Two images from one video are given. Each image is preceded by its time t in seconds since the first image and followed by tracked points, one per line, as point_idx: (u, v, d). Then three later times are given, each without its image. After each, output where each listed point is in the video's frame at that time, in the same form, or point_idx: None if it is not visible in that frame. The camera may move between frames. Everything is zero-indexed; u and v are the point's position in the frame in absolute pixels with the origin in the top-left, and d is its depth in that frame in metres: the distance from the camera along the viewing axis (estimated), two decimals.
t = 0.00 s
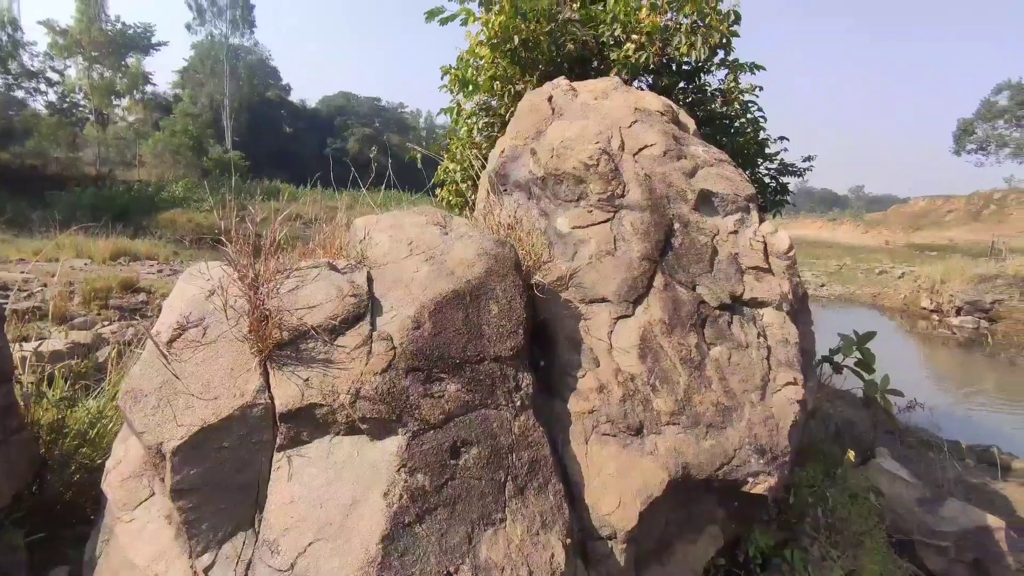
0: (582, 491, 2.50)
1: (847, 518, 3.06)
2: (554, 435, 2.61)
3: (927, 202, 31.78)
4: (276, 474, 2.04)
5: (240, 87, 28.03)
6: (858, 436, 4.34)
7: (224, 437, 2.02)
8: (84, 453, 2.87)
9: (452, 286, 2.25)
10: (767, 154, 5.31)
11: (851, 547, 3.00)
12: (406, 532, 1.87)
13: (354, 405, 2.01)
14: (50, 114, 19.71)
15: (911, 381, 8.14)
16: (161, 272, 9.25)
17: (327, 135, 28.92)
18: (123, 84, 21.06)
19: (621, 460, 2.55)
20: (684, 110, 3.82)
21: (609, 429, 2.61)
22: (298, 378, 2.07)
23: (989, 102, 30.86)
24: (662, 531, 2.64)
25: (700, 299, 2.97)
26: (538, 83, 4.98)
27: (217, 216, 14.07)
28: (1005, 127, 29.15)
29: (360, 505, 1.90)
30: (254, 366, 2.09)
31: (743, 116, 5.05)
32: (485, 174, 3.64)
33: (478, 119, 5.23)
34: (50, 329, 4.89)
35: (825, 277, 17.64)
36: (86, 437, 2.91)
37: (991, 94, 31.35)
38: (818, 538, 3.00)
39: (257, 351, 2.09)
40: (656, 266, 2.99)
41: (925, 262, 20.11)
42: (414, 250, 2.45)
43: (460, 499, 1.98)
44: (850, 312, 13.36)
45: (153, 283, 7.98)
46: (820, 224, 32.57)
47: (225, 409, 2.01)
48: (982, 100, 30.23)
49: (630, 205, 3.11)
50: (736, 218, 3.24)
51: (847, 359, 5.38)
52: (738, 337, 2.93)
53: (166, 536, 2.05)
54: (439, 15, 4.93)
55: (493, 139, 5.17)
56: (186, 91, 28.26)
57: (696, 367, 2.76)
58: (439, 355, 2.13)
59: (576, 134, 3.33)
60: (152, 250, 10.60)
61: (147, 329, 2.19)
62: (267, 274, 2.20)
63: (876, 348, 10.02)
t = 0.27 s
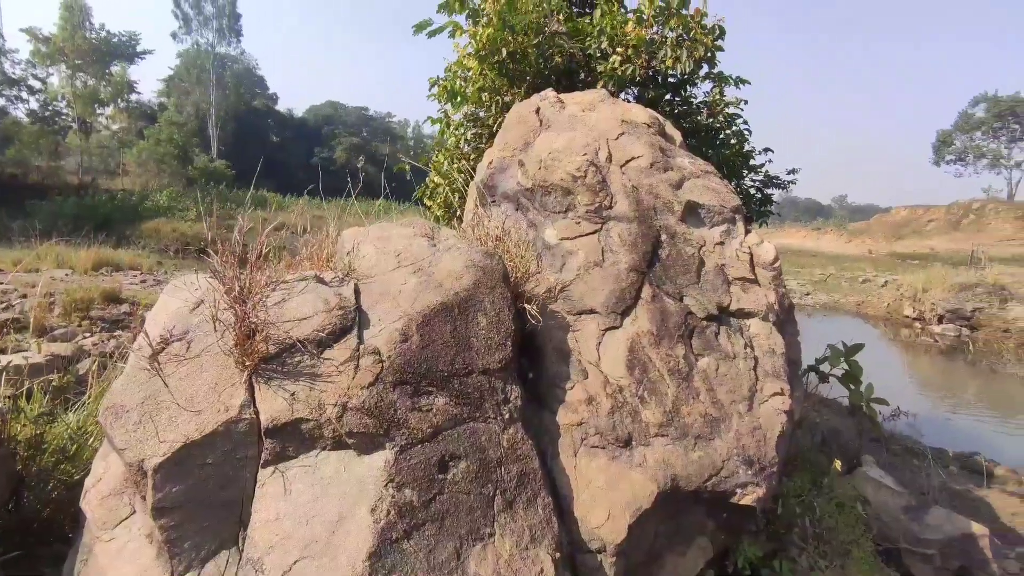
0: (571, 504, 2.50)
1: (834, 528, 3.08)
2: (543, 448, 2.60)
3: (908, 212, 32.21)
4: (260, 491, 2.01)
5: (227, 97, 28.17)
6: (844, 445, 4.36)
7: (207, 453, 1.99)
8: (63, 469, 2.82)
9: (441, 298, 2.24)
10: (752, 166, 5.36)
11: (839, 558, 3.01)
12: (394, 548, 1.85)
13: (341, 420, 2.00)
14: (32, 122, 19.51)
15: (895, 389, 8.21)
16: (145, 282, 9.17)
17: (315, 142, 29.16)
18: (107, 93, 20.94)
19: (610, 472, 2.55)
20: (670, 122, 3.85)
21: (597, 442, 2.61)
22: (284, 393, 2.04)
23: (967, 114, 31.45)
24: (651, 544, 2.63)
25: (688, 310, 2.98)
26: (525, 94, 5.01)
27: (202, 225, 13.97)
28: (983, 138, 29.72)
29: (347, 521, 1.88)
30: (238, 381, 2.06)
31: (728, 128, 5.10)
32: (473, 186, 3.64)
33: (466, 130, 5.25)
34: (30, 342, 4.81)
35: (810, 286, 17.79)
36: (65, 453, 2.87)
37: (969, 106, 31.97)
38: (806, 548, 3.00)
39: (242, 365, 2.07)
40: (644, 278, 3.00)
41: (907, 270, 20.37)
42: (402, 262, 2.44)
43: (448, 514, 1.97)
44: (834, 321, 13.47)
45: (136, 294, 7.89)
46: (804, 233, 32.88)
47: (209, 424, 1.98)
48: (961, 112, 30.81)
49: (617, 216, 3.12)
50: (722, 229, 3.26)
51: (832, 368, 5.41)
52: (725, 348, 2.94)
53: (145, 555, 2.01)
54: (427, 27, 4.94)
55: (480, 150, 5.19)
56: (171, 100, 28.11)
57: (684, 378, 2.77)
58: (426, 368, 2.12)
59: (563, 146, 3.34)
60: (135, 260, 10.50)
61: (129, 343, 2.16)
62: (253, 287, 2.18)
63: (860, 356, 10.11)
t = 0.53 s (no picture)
0: (561, 514, 2.49)
1: (821, 535, 3.09)
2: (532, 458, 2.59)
3: (890, 220, 32.63)
4: (244, 505, 1.98)
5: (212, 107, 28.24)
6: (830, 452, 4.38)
7: (190, 467, 1.96)
8: (40, 483, 2.76)
9: (429, 308, 2.23)
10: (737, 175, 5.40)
11: (827, 565, 3.01)
12: (381, 563, 1.83)
13: (327, 432, 1.97)
14: (13, 129, 19.28)
15: (879, 395, 8.27)
16: (126, 291, 9.04)
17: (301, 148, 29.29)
18: (89, 99, 20.74)
19: (599, 482, 2.54)
20: (656, 132, 3.88)
21: (586, 451, 2.60)
22: (270, 406, 2.02)
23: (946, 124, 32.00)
24: (640, 553, 2.62)
25: (675, 319, 2.99)
26: (513, 104, 5.02)
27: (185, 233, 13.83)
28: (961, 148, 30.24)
29: (333, 534, 1.86)
30: (222, 393, 2.04)
31: (713, 137, 5.14)
32: (461, 196, 3.63)
33: (453, 139, 5.25)
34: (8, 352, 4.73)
35: (794, 293, 17.93)
36: (42, 466, 2.79)
37: (947, 116, 32.53)
38: (794, 556, 3.00)
39: (226, 378, 2.04)
40: (631, 287, 3.00)
41: (888, 278, 20.62)
42: (390, 272, 2.43)
43: (436, 527, 1.95)
44: (819, 327, 13.58)
45: (117, 303, 7.80)
46: (788, 241, 33.17)
47: (192, 438, 1.96)
48: (939, 123, 31.35)
49: (605, 225, 3.13)
50: (708, 238, 3.28)
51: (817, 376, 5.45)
52: (713, 356, 2.95)
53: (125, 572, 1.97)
54: (414, 35, 4.94)
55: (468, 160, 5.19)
56: (156, 107, 27.89)
57: (672, 387, 2.77)
58: (414, 379, 2.10)
59: (551, 156, 3.35)
60: (117, 269, 10.37)
61: (111, 355, 2.13)
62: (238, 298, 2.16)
63: (844, 362, 10.19)
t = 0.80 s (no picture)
0: (546, 525, 2.48)
1: (805, 541, 3.10)
2: (516, 468, 2.58)
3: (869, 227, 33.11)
4: (223, 518, 1.95)
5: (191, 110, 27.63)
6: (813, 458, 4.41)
7: (166, 481, 1.92)
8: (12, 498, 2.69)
9: (413, 317, 2.22)
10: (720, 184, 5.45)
11: (811, 571, 3.03)
12: None
13: (308, 444, 1.95)
14: None
15: (861, 401, 8.35)
16: (105, 300, 8.91)
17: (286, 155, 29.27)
18: (68, 105, 20.46)
19: (584, 491, 2.53)
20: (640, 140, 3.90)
21: (571, 461, 2.59)
22: (249, 417, 1.99)
23: (922, 134, 32.60)
24: (626, 563, 2.61)
25: (659, 327, 2.99)
26: (497, 112, 5.03)
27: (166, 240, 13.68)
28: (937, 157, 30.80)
29: (314, 548, 1.83)
30: (200, 405, 2.01)
31: (697, 146, 5.18)
32: (446, 204, 3.62)
33: (438, 147, 5.25)
34: None
35: (777, 299, 18.11)
36: (14, 481, 2.73)
37: (924, 126, 33.14)
38: (778, 562, 3.01)
39: (205, 389, 2.01)
40: (616, 295, 3.01)
41: (868, 285, 20.89)
42: (373, 280, 2.42)
43: (419, 539, 1.93)
44: (800, 334, 13.71)
45: (94, 312, 7.69)
46: (770, 249, 33.52)
47: (169, 451, 1.92)
48: (916, 132, 31.92)
49: (590, 234, 3.14)
50: (692, 246, 3.30)
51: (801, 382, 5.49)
52: (697, 364, 2.96)
53: None
54: (399, 44, 4.94)
55: (453, 167, 5.19)
56: (137, 113, 27.61)
57: (656, 395, 2.77)
58: (397, 389, 2.08)
59: (535, 165, 3.36)
60: (95, 277, 10.23)
61: (85, 367, 2.09)
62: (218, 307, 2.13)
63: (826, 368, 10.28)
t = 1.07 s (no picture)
0: (532, 532, 2.47)
1: (791, 545, 3.11)
2: (502, 474, 2.57)
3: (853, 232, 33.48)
4: (203, 529, 1.92)
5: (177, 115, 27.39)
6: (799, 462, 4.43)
7: (144, 492, 1.90)
8: None
9: (398, 323, 2.20)
10: (706, 189, 5.49)
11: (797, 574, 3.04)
12: None
13: (291, 452, 1.93)
14: None
15: (845, 404, 8.40)
16: (86, 307, 8.78)
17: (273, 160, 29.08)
18: (50, 108, 20.23)
19: (570, 498, 2.52)
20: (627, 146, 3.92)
21: (557, 467, 2.59)
22: (231, 426, 1.97)
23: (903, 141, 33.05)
24: (612, 568, 2.61)
25: (646, 332, 3.00)
26: (484, 118, 5.04)
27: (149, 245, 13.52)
28: (919, 163, 31.24)
29: (297, 557, 1.81)
30: (181, 414, 1.98)
31: (683, 152, 5.22)
32: (433, 209, 3.61)
33: (425, 152, 5.24)
34: None
35: (763, 304, 18.23)
36: None
37: (906, 133, 33.59)
38: (765, 566, 3.02)
39: (185, 397, 1.99)
40: (602, 300, 3.01)
41: (853, 289, 21.08)
42: (358, 286, 2.40)
43: (404, 547, 1.91)
44: (787, 338, 13.80)
45: (76, 318, 7.59)
46: (756, 253, 33.77)
47: (147, 461, 1.90)
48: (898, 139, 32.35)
49: (576, 239, 3.14)
50: (678, 251, 3.31)
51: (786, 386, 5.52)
52: (683, 369, 2.96)
53: None
54: (385, 49, 4.93)
55: (440, 172, 5.18)
56: (120, 117, 27.34)
57: (643, 401, 2.77)
58: (382, 395, 2.07)
59: (521, 170, 3.37)
60: (76, 283, 10.09)
61: (63, 376, 2.07)
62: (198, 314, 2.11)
63: (811, 371, 10.34)
